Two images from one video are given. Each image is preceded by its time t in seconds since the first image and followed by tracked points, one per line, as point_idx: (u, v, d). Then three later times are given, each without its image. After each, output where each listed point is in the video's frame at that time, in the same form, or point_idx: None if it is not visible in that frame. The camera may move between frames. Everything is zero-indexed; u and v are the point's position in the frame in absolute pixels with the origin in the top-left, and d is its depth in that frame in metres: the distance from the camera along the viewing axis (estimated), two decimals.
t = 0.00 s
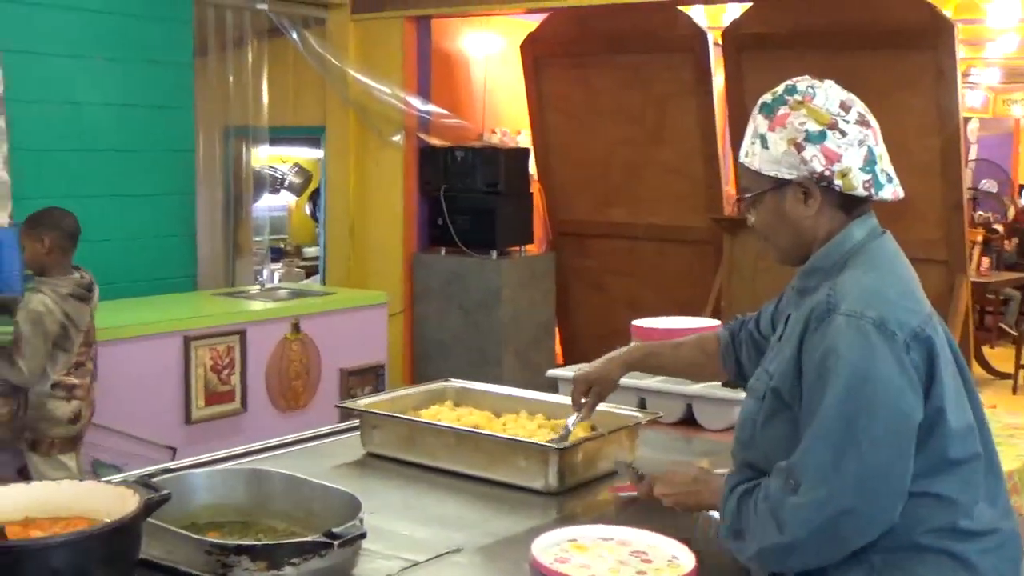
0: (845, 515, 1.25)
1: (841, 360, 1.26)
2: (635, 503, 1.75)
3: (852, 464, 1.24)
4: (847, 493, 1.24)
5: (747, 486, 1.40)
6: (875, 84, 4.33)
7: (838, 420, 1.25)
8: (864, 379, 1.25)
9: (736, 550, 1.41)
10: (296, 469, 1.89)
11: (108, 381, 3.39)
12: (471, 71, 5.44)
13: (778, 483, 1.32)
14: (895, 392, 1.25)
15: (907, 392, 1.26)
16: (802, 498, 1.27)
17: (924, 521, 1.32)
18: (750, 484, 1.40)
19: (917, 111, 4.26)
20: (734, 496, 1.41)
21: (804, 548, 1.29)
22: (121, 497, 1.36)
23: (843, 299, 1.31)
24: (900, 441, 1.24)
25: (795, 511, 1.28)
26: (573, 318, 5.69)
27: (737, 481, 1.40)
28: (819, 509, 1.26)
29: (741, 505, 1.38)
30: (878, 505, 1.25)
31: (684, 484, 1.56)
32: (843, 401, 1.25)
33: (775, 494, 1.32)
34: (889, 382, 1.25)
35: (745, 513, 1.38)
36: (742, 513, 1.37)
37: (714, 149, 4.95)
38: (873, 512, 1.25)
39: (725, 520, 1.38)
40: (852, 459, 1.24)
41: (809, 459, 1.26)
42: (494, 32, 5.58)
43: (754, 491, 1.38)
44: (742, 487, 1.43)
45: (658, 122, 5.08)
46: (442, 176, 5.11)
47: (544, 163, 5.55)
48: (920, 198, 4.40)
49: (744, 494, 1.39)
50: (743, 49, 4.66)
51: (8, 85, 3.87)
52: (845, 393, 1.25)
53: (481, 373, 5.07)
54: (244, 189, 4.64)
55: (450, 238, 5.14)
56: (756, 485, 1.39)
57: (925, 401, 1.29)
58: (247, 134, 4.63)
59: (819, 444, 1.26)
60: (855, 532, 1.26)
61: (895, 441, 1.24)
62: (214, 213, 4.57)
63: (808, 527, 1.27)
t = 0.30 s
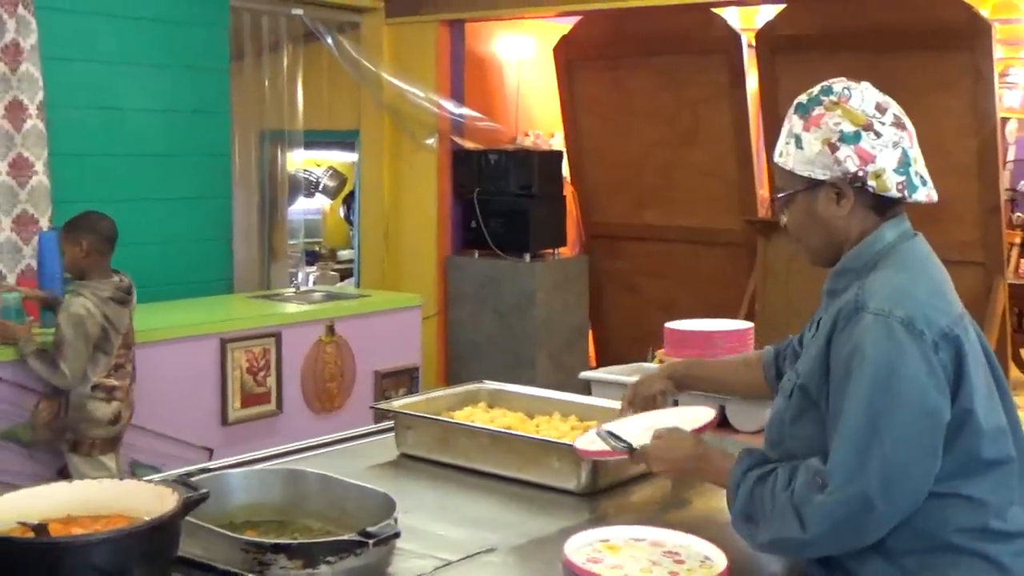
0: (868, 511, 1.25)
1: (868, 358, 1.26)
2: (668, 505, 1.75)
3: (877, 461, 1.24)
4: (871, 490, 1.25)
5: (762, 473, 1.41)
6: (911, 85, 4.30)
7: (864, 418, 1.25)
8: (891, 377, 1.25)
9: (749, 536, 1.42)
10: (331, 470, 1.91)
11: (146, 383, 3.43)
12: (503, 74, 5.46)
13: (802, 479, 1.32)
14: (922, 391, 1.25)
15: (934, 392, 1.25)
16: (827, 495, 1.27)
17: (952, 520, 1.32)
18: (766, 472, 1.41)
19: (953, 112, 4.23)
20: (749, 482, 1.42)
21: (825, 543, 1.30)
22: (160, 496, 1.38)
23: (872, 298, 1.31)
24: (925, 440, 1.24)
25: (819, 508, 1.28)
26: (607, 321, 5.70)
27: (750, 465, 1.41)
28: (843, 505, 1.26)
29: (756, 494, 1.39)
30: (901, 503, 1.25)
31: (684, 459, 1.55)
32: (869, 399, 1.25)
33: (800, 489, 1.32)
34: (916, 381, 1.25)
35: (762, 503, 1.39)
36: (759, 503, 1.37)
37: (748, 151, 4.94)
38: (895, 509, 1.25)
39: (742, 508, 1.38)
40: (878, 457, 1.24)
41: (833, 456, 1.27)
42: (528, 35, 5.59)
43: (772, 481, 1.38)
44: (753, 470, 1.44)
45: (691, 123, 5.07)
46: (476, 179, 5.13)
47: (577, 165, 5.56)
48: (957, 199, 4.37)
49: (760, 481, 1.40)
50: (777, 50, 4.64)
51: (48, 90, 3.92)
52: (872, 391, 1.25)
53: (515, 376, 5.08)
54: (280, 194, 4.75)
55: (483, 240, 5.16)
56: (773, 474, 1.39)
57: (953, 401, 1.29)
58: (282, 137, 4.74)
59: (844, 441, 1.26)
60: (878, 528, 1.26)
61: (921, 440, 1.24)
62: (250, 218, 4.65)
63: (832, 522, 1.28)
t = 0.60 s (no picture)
0: (866, 497, 1.28)
1: (887, 351, 1.28)
2: (698, 506, 1.76)
3: (882, 450, 1.26)
4: (869, 476, 1.27)
5: (765, 453, 1.44)
6: (945, 87, 4.28)
7: (874, 407, 1.27)
8: (907, 371, 1.26)
9: (741, 512, 1.45)
10: (365, 470, 1.94)
11: (183, 384, 3.48)
12: (536, 77, 5.48)
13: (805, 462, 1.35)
14: (936, 387, 1.26)
15: (949, 389, 1.26)
16: (829, 479, 1.30)
17: (978, 519, 1.32)
18: (766, 453, 1.44)
19: (987, 114, 4.20)
20: (749, 460, 1.45)
21: (823, 525, 1.33)
22: (198, 494, 1.40)
23: (896, 293, 1.32)
24: (931, 434, 1.26)
25: (819, 491, 1.31)
26: (640, 323, 5.71)
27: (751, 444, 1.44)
28: (839, 488, 1.29)
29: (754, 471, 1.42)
30: (901, 492, 1.27)
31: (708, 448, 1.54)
32: (882, 390, 1.26)
33: (799, 469, 1.35)
34: (931, 376, 1.26)
35: (761, 481, 1.42)
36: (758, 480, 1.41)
37: (780, 153, 4.93)
38: (890, 497, 1.28)
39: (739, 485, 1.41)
40: (881, 445, 1.26)
41: (839, 442, 1.29)
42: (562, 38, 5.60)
43: (774, 461, 1.41)
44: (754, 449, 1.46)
45: (724, 126, 5.07)
46: (508, 182, 5.15)
47: (610, 167, 5.56)
48: (991, 202, 4.33)
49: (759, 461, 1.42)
50: (809, 52, 4.63)
51: (86, 96, 3.98)
52: (885, 382, 1.27)
53: (546, 378, 5.10)
54: (313, 196, 4.80)
55: (515, 244, 5.18)
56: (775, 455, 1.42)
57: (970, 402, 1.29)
58: (315, 141, 4.80)
59: (851, 428, 1.28)
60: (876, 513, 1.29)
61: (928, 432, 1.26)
62: (284, 219, 4.73)
63: (831, 504, 1.30)
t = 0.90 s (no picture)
0: (882, 493, 1.29)
1: (902, 350, 1.29)
2: (728, 503, 1.78)
3: (897, 448, 1.28)
4: (883, 474, 1.29)
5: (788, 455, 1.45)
6: (982, 88, 4.25)
7: (889, 405, 1.28)
8: (922, 369, 1.27)
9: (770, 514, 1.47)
10: (400, 466, 1.97)
11: (221, 383, 3.53)
12: (571, 79, 5.50)
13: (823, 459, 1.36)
14: (950, 386, 1.27)
15: (965, 387, 1.27)
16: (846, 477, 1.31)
17: (1003, 514, 1.33)
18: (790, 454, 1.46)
19: None
20: (773, 462, 1.47)
21: (842, 520, 1.34)
22: (236, 486, 1.44)
23: (913, 293, 1.33)
24: (945, 432, 1.27)
25: (837, 488, 1.32)
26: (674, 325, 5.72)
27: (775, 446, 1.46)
28: (856, 484, 1.30)
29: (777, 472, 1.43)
30: (917, 489, 1.29)
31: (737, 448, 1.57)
32: (896, 388, 1.28)
33: (816, 467, 1.37)
34: (946, 375, 1.27)
35: (783, 480, 1.43)
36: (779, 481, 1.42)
37: (816, 154, 4.92)
38: (904, 495, 1.29)
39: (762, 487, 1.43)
40: (894, 443, 1.28)
41: (855, 440, 1.31)
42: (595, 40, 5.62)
43: (795, 461, 1.43)
44: (778, 453, 1.48)
45: (758, 128, 5.06)
46: (542, 183, 5.18)
47: (643, 169, 5.57)
48: None
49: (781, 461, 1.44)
50: (844, 54, 4.62)
51: (127, 99, 4.04)
52: (900, 381, 1.28)
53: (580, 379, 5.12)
54: (349, 197, 4.83)
55: (549, 245, 5.20)
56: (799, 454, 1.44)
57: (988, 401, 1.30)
58: (351, 143, 4.82)
59: (867, 425, 1.30)
60: (892, 510, 1.30)
61: (943, 430, 1.27)
62: (320, 221, 4.78)
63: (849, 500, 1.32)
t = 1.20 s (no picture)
0: (928, 494, 1.29)
1: (938, 350, 1.29)
2: (761, 502, 1.79)
3: (940, 448, 1.27)
4: (928, 475, 1.28)
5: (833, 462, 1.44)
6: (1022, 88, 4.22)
7: (929, 406, 1.28)
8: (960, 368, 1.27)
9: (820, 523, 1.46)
10: (437, 464, 1.99)
11: (260, 382, 3.58)
12: (607, 81, 5.51)
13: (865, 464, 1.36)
14: (988, 384, 1.27)
15: (1003, 383, 1.28)
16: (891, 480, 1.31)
17: None
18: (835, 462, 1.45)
19: None
20: (819, 470, 1.46)
21: (888, 526, 1.34)
22: (276, 479, 1.47)
23: (946, 293, 1.34)
24: (986, 429, 1.27)
25: (882, 493, 1.32)
26: (711, 325, 5.71)
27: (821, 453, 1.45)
28: (901, 487, 1.30)
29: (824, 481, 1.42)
30: (962, 489, 1.28)
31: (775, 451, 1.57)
32: (935, 388, 1.28)
33: (859, 473, 1.36)
34: (984, 373, 1.27)
35: (830, 489, 1.42)
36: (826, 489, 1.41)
37: (853, 155, 4.90)
38: (951, 495, 1.28)
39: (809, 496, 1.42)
40: (937, 444, 1.28)
41: (897, 443, 1.30)
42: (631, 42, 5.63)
43: (839, 468, 1.42)
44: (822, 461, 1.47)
45: (794, 128, 5.05)
46: (578, 184, 5.20)
47: (680, 170, 5.57)
48: None
49: (826, 470, 1.43)
50: (882, 54, 4.61)
51: (169, 102, 4.09)
52: (938, 381, 1.28)
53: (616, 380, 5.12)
54: (386, 199, 4.87)
55: (585, 246, 5.21)
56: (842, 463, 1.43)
57: None
58: (389, 145, 4.88)
59: (908, 427, 1.30)
60: (938, 512, 1.30)
61: (985, 428, 1.27)
62: (358, 221, 4.82)
63: (895, 503, 1.31)
